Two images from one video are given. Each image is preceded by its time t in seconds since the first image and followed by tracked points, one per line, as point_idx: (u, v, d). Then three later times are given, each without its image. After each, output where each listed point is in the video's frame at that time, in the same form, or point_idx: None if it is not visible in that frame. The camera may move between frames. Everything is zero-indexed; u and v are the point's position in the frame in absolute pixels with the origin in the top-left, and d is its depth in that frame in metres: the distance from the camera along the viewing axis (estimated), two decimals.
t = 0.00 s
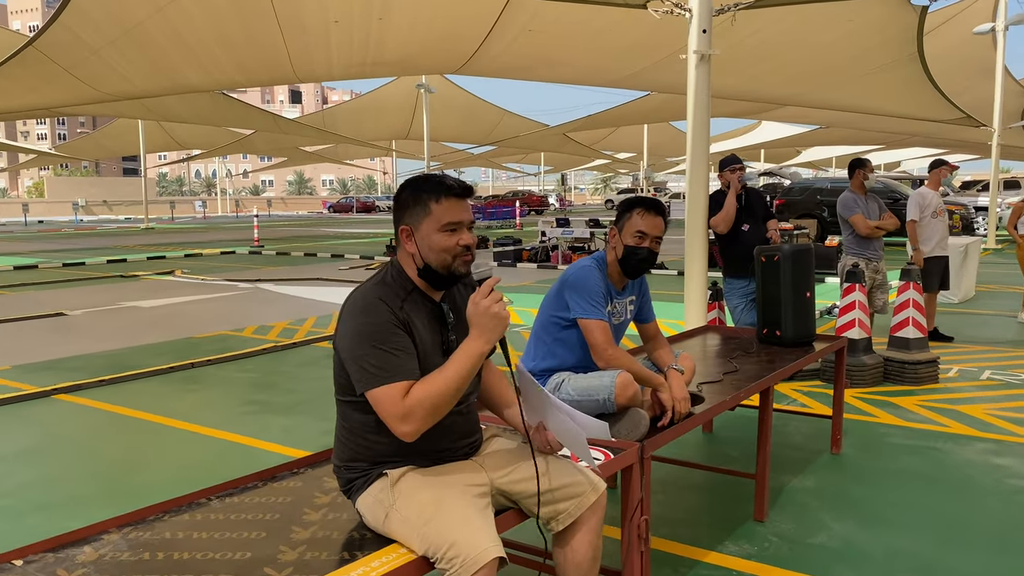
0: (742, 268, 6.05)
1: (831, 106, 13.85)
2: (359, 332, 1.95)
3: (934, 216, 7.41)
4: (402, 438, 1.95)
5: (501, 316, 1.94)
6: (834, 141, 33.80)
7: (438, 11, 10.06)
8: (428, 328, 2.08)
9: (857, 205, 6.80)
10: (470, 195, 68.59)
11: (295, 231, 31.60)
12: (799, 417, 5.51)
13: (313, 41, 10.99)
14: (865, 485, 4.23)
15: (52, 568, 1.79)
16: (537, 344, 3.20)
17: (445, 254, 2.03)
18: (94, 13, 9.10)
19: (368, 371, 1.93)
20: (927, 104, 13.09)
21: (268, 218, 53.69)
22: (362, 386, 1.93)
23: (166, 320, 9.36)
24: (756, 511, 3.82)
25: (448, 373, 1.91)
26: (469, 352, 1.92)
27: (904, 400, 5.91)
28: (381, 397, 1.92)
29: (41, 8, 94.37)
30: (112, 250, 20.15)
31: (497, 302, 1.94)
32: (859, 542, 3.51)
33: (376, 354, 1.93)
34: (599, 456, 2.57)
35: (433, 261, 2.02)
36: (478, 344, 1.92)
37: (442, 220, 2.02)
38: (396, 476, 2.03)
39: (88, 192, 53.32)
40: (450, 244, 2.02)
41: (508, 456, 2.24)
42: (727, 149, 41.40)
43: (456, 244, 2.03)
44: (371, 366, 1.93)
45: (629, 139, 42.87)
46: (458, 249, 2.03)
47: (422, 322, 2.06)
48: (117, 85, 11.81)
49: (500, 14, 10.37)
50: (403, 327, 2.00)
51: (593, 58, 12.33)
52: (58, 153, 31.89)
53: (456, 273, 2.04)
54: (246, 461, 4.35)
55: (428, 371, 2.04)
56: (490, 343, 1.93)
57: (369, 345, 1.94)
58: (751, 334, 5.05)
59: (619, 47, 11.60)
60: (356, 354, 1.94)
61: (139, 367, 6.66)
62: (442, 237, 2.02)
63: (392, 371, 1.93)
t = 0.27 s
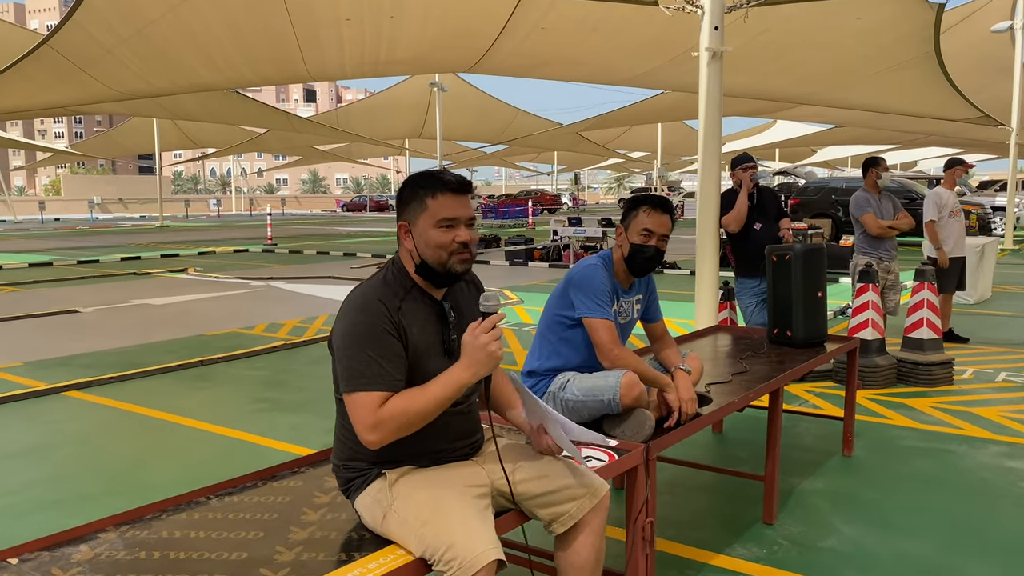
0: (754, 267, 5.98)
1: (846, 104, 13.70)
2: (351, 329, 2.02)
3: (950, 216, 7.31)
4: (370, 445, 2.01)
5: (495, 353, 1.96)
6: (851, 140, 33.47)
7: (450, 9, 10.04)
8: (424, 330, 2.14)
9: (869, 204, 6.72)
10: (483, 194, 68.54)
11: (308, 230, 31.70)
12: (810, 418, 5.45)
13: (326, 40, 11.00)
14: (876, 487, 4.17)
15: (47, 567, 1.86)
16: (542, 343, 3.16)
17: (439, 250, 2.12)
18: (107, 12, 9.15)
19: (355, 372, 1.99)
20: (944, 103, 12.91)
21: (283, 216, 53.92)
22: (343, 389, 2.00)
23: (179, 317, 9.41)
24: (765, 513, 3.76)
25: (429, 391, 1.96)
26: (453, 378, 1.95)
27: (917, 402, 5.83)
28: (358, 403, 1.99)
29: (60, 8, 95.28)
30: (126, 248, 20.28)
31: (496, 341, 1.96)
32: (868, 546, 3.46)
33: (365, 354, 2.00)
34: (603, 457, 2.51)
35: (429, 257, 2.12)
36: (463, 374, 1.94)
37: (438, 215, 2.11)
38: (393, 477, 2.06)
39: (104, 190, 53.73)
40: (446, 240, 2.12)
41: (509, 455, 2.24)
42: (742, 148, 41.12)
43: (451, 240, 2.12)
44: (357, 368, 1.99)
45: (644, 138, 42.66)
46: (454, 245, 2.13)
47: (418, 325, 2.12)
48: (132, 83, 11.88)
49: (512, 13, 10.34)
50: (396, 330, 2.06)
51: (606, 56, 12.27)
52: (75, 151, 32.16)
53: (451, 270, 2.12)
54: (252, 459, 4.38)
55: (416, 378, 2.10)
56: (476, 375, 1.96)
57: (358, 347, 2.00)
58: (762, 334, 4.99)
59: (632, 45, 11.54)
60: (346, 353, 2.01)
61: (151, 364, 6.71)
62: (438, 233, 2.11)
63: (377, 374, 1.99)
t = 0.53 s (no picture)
0: (768, 268, 5.92)
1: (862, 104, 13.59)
2: (356, 331, 2.02)
3: (968, 218, 7.20)
4: (375, 447, 2.00)
5: (496, 350, 1.97)
6: (865, 140, 33.21)
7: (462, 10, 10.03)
8: (432, 330, 2.13)
9: (885, 205, 6.63)
10: (496, 195, 68.57)
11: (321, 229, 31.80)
12: (824, 421, 5.39)
13: (339, 40, 11.02)
14: (892, 492, 4.12)
15: (57, 569, 1.86)
16: (554, 345, 3.14)
17: (440, 251, 2.10)
18: (123, 13, 9.21)
19: (358, 374, 1.99)
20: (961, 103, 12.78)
21: (296, 216, 54.15)
22: (348, 390, 2.00)
23: (191, 317, 9.45)
24: (779, 517, 3.73)
25: (432, 392, 1.96)
26: (456, 377, 1.96)
27: (934, 405, 5.75)
28: (362, 403, 1.98)
29: (77, 8, 96.10)
30: (140, 247, 20.41)
31: (500, 340, 1.98)
32: (884, 551, 3.41)
33: (369, 356, 1.99)
34: (615, 461, 2.49)
35: (431, 258, 2.10)
36: (466, 372, 1.94)
37: (440, 216, 2.09)
38: (404, 481, 2.05)
39: (120, 189, 54.17)
40: (446, 241, 2.09)
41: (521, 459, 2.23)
42: (756, 148, 40.87)
43: (452, 242, 2.10)
44: (361, 369, 1.99)
45: (656, 138, 42.53)
46: (454, 246, 2.10)
47: (426, 325, 2.12)
48: (148, 84, 11.95)
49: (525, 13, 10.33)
50: (403, 332, 2.06)
51: (618, 56, 12.23)
52: (90, 150, 32.40)
53: (452, 271, 2.10)
54: (263, 459, 4.38)
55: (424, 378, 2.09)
56: (479, 373, 1.95)
57: (364, 348, 2.00)
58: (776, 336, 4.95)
59: (645, 45, 11.49)
60: (351, 355, 2.01)
61: (164, 363, 6.74)
62: (439, 234, 2.09)
63: (380, 376, 1.99)
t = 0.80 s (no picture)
0: (783, 270, 5.88)
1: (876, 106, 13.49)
2: (372, 333, 2.02)
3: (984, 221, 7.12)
4: (399, 447, 1.99)
5: (501, 328, 1.92)
6: (880, 142, 32.95)
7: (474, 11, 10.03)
8: (447, 331, 2.13)
9: (899, 208, 6.58)
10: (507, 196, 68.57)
11: (333, 231, 31.91)
12: (839, 425, 5.35)
13: (351, 42, 11.04)
14: (908, 497, 4.08)
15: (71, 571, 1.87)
16: (567, 348, 3.13)
17: (451, 254, 2.09)
18: (138, 15, 9.28)
19: (376, 375, 1.99)
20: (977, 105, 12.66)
21: (308, 217, 54.40)
22: (367, 391, 2.00)
23: (205, 318, 9.50)
24: (794, 522, 3.69)
25: (446, 383, 1.92)
26: (467, 363, 1.91)
27: (950, 409, 5.69)
28: (382, 403, 1.98)
29: (94, 11, 97.08)
30: (154, 248, 20.57)
31: (501, 314, 1.92)
32: (900, 557, 3.38)
33: (386, 357, 2.00)
34: (629, 465, 2.47)
35: (443, 261, 2.09)
36: (476, 356, 1.90)
37: (449, 218, 2.09)
38: (417, 485, 2.05)
39: (134, 190, 54.64)
40: (457, 245, 2.08)
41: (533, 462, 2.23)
42: (768, 149, 40.67)
43: (463, 245, 2.08)
44: (378, 370, 1.99)
45: (668, 139, 42.40)
46: (466, 251, 2.09)
47: (441, 327, 2.12)
48: (162, 85, 12.03)
49: (537, 15, 10.32)
50: (419, 333, 2.06)
51: (630, 58, 12.19)
52: (106, 152, 32.69)
53: (463, 275, 2.09)
54: (275, 459, 4.39)
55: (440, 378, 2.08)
56: (490, 356, 1.91)
57: (381, 349, 2.00)
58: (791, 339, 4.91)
59: (658, 46, 11.45)
60: (368, 356, 2.01)
61: (177, 364, 6.78)
62: (449, 237, 2.08)
63: (397, 376, 1.98)
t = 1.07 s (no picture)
0: (794, 272, 5.85)
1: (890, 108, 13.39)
2: (383, 333, 2.03)
3: (996, 223, 7.07)
4: (398, 449, 2.00)
5: (513, 346, 1.92)
6: (892, 143, 32.75)
7: (486, 13, 10.05)
8: (459, 335, 2.14)
9: (911, 209, 6.54)
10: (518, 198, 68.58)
11: (344, 232, 32.01)
12: (850, 428, 5.32)
13: (363, 44, 11.08)
14: (921, 499, 4.05)
15: (84, 568, 1.89)
16: (578, 349, 3.13)
17: (458, 256, 2.10)
18: (151, 16, 9.34)
19: (383, 375, 2.00)
20: (994, 107, 12.54)
21: (320, 218, 54.62)
22: (373, 391, 2.01)
23: (217, 318, 9.54)
24: (805, 524, 3.68)
25: (451, 391, 1.93)
26: (474, 374, 1.92)
27: (964, 412, 5.65)
28: (385, 404, 1.99)
29: (108, 13, 97.88)
30: (167, 248, 20.69)
31: (516, 333, 1.93)
32: (912, 560, 3.35)
33: (394, 358, 2.00)
34: (640, 466, 2.46)
35: (449, 263, 2.11)
36: (484, 368, 1.91)
37: (459, 218, 2.10)
38: (428, 484, 2.05)
39: (147, 191, 55.02)
40: (464, 245, 2.09)
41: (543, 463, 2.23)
42: (780, 151, 40.49)
43: (470, 246, 2.09)
44: (385, 371, 2.00)
45: (680, 140, 42.28)
46: (472, 251, 2.09)
47: (452, 330, 2.12)
48: (176, 87, 12.11)
49: (548, 16, 10.32)
50: (430, 336, 2.06)
51: (642, 59, 12.17)
52: (119, 153, 32.93)
53: (471, 277, 2.10)
54: (285, 458, 4.41)
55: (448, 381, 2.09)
56: (498, 370, 1.92)
57: (391, 350, 2.01)
58: (803, 342, 4.89)
59: (670, 47, 11.42)
60: (377, 356, 2.02)
61: (189, 364, 6.82)
62: (457, 238, 2.10)
63: (404, 378, 1.99)
